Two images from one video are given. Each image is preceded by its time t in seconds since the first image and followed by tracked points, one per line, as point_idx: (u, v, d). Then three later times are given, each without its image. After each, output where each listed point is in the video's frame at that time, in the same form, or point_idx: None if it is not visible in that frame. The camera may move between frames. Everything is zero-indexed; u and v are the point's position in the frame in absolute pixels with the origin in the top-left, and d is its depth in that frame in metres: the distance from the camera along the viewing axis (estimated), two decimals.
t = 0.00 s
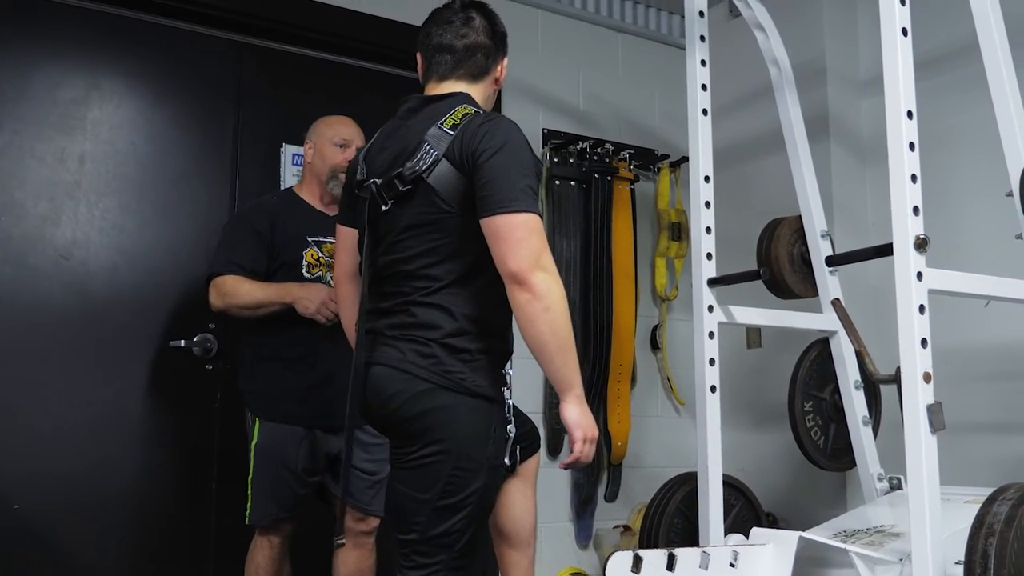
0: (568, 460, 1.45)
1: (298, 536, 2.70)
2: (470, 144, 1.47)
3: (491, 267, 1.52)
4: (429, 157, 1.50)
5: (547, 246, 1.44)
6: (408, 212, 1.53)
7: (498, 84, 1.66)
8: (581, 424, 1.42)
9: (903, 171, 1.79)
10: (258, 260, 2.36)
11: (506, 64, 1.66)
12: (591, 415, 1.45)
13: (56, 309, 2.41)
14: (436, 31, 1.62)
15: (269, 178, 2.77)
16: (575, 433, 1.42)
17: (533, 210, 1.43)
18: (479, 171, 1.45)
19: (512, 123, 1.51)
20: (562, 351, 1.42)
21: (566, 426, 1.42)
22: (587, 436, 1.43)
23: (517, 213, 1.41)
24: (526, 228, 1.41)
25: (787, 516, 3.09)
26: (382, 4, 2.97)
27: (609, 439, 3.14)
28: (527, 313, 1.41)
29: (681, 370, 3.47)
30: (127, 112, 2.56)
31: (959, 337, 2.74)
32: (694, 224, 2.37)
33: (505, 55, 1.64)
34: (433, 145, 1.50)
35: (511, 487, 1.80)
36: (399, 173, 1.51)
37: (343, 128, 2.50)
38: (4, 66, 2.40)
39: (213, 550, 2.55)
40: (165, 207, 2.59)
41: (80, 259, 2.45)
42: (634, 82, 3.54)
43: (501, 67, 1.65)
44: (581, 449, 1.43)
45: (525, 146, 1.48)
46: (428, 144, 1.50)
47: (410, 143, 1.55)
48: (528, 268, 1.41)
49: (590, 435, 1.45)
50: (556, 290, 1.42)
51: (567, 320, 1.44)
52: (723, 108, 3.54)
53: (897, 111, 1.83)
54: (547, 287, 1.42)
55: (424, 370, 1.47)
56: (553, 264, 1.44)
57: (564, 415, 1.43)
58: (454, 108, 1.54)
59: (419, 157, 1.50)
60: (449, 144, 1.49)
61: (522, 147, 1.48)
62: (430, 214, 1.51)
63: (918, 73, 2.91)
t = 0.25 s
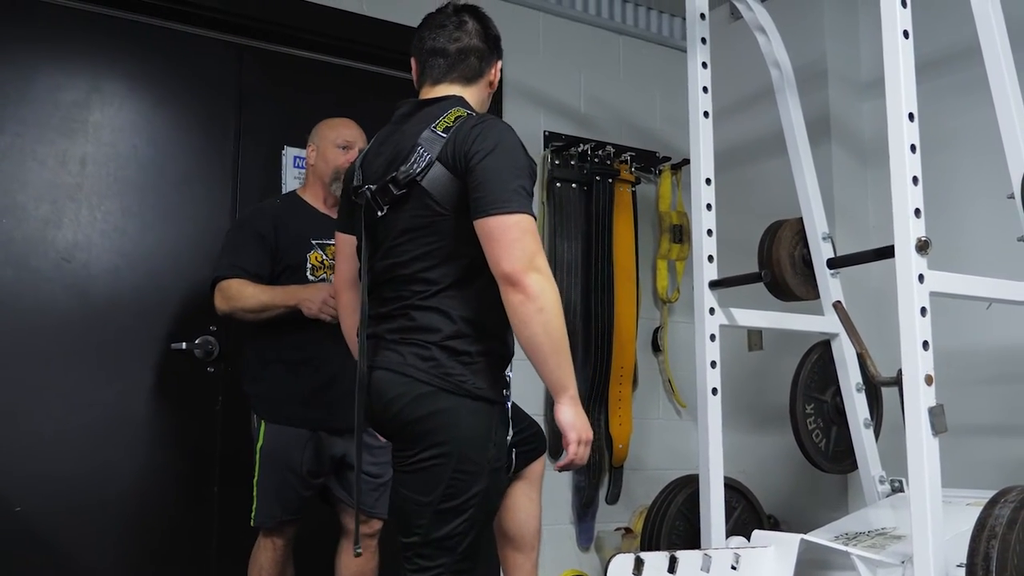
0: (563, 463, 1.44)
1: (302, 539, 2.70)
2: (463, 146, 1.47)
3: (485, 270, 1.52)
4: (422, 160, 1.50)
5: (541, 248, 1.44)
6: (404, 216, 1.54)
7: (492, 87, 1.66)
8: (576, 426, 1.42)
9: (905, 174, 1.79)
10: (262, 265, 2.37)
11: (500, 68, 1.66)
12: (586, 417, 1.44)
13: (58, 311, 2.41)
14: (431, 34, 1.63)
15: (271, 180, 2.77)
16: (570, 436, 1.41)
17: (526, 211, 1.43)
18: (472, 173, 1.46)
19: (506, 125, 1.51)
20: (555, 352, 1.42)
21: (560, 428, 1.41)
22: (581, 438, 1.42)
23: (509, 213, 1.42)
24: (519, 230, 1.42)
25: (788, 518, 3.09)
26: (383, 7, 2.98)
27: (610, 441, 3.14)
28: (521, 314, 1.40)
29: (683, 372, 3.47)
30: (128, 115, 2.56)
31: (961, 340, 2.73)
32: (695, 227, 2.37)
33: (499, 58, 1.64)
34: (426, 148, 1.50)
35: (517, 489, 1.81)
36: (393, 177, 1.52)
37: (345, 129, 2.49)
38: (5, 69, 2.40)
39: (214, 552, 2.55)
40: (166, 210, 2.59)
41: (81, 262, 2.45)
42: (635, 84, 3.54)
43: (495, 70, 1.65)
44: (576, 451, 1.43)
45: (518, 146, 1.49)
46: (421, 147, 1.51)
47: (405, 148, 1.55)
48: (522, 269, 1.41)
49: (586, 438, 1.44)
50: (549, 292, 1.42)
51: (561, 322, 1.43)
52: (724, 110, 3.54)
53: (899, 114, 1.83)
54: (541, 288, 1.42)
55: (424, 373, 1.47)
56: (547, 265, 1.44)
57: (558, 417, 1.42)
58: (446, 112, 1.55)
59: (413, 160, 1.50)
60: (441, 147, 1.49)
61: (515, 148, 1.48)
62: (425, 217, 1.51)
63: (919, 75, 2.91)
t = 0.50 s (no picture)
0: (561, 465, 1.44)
1: (309, 542, 2.70)
2: (456, 147, 1.47)
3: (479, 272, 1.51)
4: (416, 163, 1.51)
5: (535, 249, 1.43)
6: (399, 218, 1.54)
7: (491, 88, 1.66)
8: (574, 428, 1.41)
9: (905, 175, 1.79)
10: (272, 265, 2.37)
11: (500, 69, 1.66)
12: (584, 419, 1.43)
13: (59, 313, 2.41)
14: (431, 34, 1.63)
15: (271, 182, 2.77)
16: (568, 438, 1.41)
17: (521, 212, 1.42)
18: (466, 174, 1.45)
19: (499, 125, 1.50)
20: (551, 354, 1.41)
21: (558, 431, 1.41)
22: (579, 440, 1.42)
23: (502, 215, 1.41)
24: (512, 231, 1.41)
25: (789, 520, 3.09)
26: (384, 9, 2.98)
27: (611, 442, 3.14)
28: (516, 316, 1.40)
29: (684, 373, 3.47)
30: (129, 116, 2.56)
31: (962, 341, 2.73)
32: (696, 229, 2.37)
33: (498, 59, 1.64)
34: (420, 151, 1.51)
35: (520, 492, 1.80)
36: (388, 180, 1.53)
37: (354, 132, 2.49)
38: (6, 71, 2.41)
39: (215, 553, 2.55)
40: (167, 211, 2.59)
41: (82, 264, 2.45)
42: (636, 85, 3.54)
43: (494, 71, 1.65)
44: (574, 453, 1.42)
45: (512, 147, 1.48)
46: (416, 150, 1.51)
47: (401, 151, 1.56)
48: (516, 271, 1.40)
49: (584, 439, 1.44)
50: (544, 293, 1.41)
51: (557, 323, 1.43)
52: (725, 111, 3.54)
53: (899, 115, 1.83)
54: (536, 290, 1.41)
55: (423, 374, 1.47)
56: (542, 266, 1.43)
57: (555, 419, 1.42)
58: (441, 114, 1.55)
59: (407, 163, 1.51)
60: (435, 149, 1.50)
61: (509, 148, 1.47)
62: (421, 219, 1.52)
63: (919, 77, 2.91)
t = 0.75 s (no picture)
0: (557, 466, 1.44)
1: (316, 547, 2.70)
2: (445, 149, 1.48)
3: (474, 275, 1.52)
4: (408, 166, 1.52)
5: (527, 250, 1.43)
6: (394, 220, 1.56)
7: (489, 85, 1.66)
8: (568, 429, 1.42)
9: (906, 177, 1.79)
10: (287, 268, 2.40)
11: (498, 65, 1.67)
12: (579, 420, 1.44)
13: (59, 314, 2.41)
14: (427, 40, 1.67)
15: (272, 183, 2.77)
16: (562, 439, 1.41)
17: (511, 213, 1.42)
18: (455, 175, 1.46)
19: (491, 126, 1.50)
20: (545, 356, 1.41)
21: (552, 432, 1.42)
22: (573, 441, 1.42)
23: (493, 216, 1.41)
24: (503, 233, 1.41)
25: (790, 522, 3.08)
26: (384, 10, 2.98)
27: (611, 444, 3.14)
28: (506, 317, 1.40)
29: (685, 375, 3.47)
30: (130, 117, 2.56)
31: (963, 343, 2.73)
32: (696, 230, 2.36)
33: (492, 56, 1.65)
34: (411, 153, 1.52)
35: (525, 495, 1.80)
36: (381, 184, 1.55)
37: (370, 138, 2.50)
38: (7, 72, 2.41)
39: (216, 554, 2.55)
40: (167, 212, 2.59)
41: (83, 265, 2.45)
42: (636, 87, 3.54)
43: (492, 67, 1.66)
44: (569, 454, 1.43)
45: (503, 146, 1.48)
46: (407, 152, 1.53)
47: (395, 154, 1.58)
48: (507, 273, 1.40)
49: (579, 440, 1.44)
50: (535, 295, 1.41)
51: (550, 324, 1.42)
52: (725, 113, 3.54)
53: (900, 117, 1.83)
54: (527, 291, 1.41)
55: (422, 375, 1.48)
56: (533, 267, 1.43)
57: (550, 422, 1.42)
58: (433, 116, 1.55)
59: (399, 166, 1.53)
60: (424, 151, 1.51)
61: (499, 148, 1.47)
62: (415, 222, 1.53)
63: (920, 78, 2.91)
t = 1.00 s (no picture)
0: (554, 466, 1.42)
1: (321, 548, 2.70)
2: (443, 147, 1.48)
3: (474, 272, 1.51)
4: (407, 165, 1.53)
5: (525, 247, 1.42)
6: (394, 219, 1.57)
7: (485, 77, 1.66)
8: (566, 428, 1.40)
9: (906, 178, 1.79)
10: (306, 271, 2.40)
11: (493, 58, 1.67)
12: (576, 420, 1.42)
13: (59, 315, 2.41)
14: (424, 46, 1.71)
15: (272, 184, 2.77)
16: (559, 438, 1.39)
17: (509, 210, 1.41)
18: (453, 172, 1.45)
19: (489, 124, 1.50)
20: (542, 353, 1.40)
21: (550, 431, 1.40)
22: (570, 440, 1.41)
23: (490, 212, 1.40)
24: (501, 229, 1.40)
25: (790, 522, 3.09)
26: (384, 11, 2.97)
27: (611, 444, 3.14)
28: (503, 314, 1.39)
29: (685, 376, 3.47)
30: (130, 118, 2.56)
31: (963, 344, 2.73)
32: (697, 231, 2.36)
33: (483, 48, 1.65)
34: (410, 153, 1.53)
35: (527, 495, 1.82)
36: (382, 183, 1.56)
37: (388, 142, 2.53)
38: (7, 73, 2.41)
39: (216, 555, 2.55)
40: (167, 212, 2.59)
41: (83, 265, 2.45)
42: (636, 87, 3.54)
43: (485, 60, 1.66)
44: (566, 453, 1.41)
45: (501, 143, 1.47)
46: (406, 151, 1.53)
47: (394, 154, 1.59)
48: (504, 269, 1.39)
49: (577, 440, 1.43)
50: (532, 291, 1.40)
51: (548, 322, 1.41)
52: (726, 114, 3.54)
53: (901, 118, 1.83)
54: (524, 289, 1.40)
55: (422, 375, 1.48)
56: (531, 265, 1.42)
57: (547, 420, 1.40)
58: (430, 115, 1.56)
59: (398, 164, 1.53)
60: (423, 149, 1.51)
61: (497, 144, 1.46)
62: (414, 220, 1.53)
63: (920, 79, 2.91)
